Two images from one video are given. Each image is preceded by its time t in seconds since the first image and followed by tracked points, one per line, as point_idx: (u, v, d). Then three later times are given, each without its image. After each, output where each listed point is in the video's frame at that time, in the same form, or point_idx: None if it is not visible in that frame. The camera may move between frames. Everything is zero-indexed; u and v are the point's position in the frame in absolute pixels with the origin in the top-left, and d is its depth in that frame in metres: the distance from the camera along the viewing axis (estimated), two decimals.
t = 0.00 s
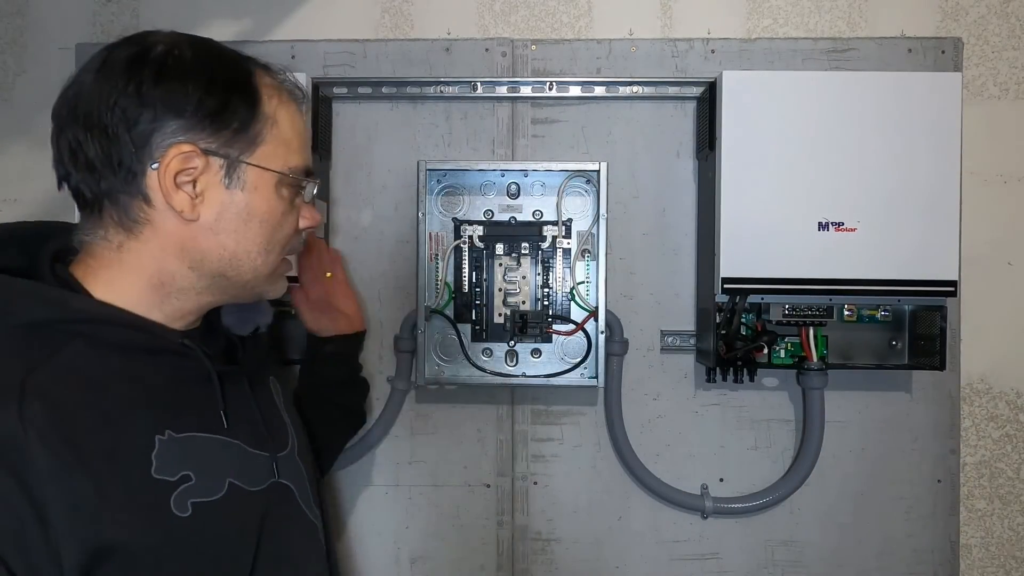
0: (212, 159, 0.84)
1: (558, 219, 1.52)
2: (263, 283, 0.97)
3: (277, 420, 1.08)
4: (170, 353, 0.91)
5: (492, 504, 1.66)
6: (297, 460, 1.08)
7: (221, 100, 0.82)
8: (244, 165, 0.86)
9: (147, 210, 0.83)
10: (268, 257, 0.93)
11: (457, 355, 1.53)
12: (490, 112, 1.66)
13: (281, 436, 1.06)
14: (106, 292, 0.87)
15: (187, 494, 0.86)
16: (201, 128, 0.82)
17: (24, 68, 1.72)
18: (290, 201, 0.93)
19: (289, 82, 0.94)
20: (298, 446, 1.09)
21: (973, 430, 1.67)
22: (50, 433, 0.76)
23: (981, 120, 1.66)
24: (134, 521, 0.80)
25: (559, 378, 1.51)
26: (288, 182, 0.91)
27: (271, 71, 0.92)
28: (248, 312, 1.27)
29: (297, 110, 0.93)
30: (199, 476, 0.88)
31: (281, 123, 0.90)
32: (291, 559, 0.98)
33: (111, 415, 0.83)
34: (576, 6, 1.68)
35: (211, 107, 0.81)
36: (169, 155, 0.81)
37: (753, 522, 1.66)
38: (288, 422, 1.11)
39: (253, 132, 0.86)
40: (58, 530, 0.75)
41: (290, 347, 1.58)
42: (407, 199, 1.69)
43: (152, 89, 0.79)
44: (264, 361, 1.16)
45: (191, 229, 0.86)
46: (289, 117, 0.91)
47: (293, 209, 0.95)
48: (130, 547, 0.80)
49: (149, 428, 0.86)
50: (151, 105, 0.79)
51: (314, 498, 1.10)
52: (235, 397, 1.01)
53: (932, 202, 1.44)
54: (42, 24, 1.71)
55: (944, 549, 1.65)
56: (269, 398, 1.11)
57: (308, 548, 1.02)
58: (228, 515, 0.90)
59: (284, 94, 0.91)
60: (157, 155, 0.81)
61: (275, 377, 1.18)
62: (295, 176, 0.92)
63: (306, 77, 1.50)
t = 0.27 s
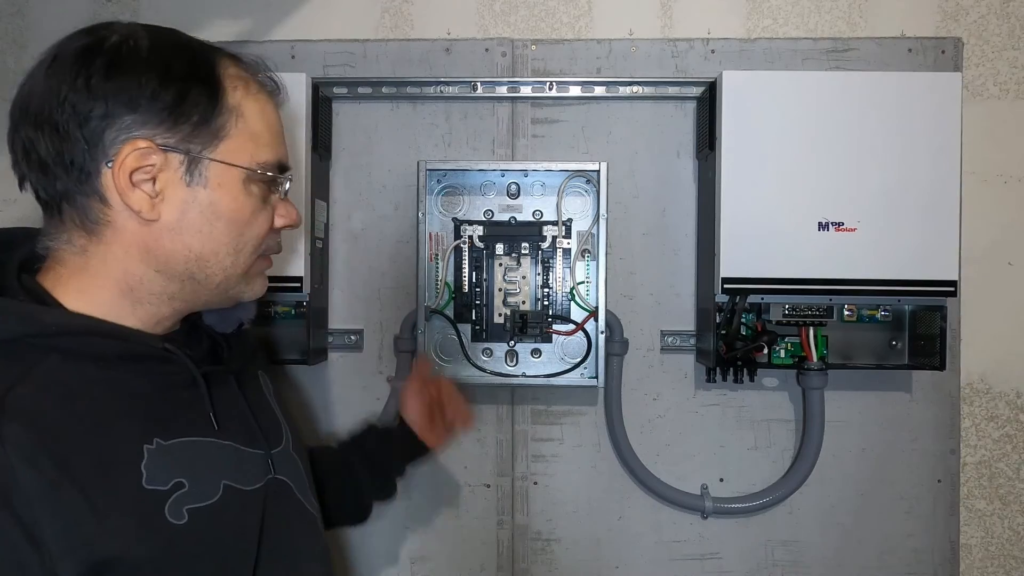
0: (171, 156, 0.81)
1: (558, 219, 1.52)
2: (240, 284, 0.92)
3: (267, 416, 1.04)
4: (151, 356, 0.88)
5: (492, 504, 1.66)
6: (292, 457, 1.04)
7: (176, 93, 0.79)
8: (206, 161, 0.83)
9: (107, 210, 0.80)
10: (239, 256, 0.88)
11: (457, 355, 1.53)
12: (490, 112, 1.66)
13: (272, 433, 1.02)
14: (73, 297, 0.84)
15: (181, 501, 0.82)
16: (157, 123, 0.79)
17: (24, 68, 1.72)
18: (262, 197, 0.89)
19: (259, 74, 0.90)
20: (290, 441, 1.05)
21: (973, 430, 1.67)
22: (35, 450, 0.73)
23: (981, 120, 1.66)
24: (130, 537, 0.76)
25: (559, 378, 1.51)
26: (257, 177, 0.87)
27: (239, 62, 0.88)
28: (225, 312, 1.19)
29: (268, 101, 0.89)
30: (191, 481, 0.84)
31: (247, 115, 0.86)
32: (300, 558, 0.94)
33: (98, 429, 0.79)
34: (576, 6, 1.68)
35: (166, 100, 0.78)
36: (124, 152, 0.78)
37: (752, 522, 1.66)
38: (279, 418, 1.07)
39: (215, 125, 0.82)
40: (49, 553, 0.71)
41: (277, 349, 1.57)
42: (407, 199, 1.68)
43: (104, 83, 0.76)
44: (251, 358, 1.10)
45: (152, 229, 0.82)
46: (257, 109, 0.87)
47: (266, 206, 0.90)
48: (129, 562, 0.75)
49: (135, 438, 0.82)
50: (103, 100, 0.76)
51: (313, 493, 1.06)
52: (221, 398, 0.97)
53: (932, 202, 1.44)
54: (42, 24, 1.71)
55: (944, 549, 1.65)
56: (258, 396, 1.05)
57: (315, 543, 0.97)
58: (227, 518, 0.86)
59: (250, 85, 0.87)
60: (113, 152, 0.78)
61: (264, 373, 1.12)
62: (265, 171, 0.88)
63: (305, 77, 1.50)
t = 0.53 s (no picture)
0: (158, 161, 0.81)
1: (558, 219, 1.52)
2: (244, 287, 0.90)
3: (289, 413, 1.00)
4: (154, 362, 0.87)
5: (493, 505, 1.66)
6: (313, 459, 0.99)
7: (159, 97, 0.79)
8: (193, 164, 0.82)
9: (102, 219, 0.81)
10: (235, 259, 0.86)
11: (457, 355, 1.53)
12: (490, 112, 1.66)
13: (292, 432, 0.98)
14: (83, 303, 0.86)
15: (176, 506, 0.81)
16: (144, 129, 0.79)
17: (24, 68, 1.72)
18: (257, 198, 0.87)
19: (252, 73, 0.89)
20: (314, 438, 1.01)
21: (973, 430, 1.67)
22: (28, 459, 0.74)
23: (981, 120, 1.66)
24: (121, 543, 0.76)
25: (559, 378, 1.51)
26: (249, 177, 0.85)
27: (233, 64, 0.88)
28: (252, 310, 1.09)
29: (262, 98, 0.87)
30: (190, 486, 0.83)
31: (236, 114, 0.85)
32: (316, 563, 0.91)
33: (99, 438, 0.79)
34: (576, 6, 1.68)
35: (149, 104, 0.79)
36: (113, 160, 0.79)
37: (752, 522, 1.66)
38: (305, 416, 1.02)
39: (200, 126, 0.82)
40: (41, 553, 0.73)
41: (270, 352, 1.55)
42: (407, 199, 1.68)
43: (91, 93, 0.77)
44: (278, 354, 1.06)
45: (145, 235, 0.82)
46: (247, 108, 0.85)
47: (264, 207, 0.88)
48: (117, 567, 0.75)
49: (134, 445, 0.81)
50: (91, 109, 0.77)
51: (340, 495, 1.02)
52: (234, 401, 0.94)
53: (933, 202, 1.44)
54: (42, 25, 1.71)
55: (944, 549, 1.65)
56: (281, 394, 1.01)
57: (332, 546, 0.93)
58: (226, 524, 0.84)
59: (240, 84, 0.86)
60: (104, 160, 0.79)
61: (296, 366, 1.08)
62: (257, 171, 0.86)
63: (305, 76, 1.50)
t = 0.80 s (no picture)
0: (216, 179, 0.86)
1: (558, 219, 1.52)
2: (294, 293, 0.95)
3: (333, 406, 0.99)
4: (209, 360, 0.89)
5: (493, 504, 1.66)
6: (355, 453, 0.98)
7: (217, 121, 0.84)
8: (247, 182, 0.87)
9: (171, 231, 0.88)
10: (285, 270, 0.91)
11: (457, 356, 1.53)
12: (490, 112, 1.66)
13: (336, 425, 0.98)
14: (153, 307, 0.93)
15: (226, 487, 0.83)
16: (205, 151, 0.85)
17: (24, 68, 1.71)
18: (304, 212, 0.91)
19: (299, 97, 0.93)
20: (357, 433, 1.00)
21: (973, 430, 1.67)
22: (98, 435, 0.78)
23: (981, 120, 1.66)
24: (179, 518, 0.79)
25: (559, 378, 1.51)
26: (295, 194, 0.89)
27: (282, 89, 0.92)
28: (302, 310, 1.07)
29: (308, 121, 0.91)
30: (239, 470, 0.85)
31: (284, 136, 0.88)
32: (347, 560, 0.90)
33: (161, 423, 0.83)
34: (576, 6, 1.68)
35: (208, 128, 0.84)
36: (178, 179, 0.85)
37: (753, 522, 1.66)
38: (348, 412, 1.02)
39: (252, 148, 0.86)
40: (100, 524, 0.75)
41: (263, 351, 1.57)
42: (407, 199, 1.68)
43: (159, 118, 0.83)
44: (325, 352, 1.07)
45: (207, 246, 0.88)
46: (294, 130, 0.89)
47: (310, 219, 0.92)
48: (171, 541, 0.79)
49: (191, 431, 0.84)
50: (159, 134, 0.83)
51: (380, 492, 1.00)
52: (284, 394, 0.94)
53: (932, 202, 1.44)
54: (42, 25, 1.71)
55: (944, 549, 1.65)
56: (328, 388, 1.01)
57: (364, 544, 0.93)
58: (271, 509, 0.85)
59: (288, 109, 0.90)
60: (171, 179, 0.85)
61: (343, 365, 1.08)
62: (303, 188, 0.89)
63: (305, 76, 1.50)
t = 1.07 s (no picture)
0: (308, 200, 0.93)
1: (558, 219, 1.52)
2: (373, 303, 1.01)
3: (401, 391, 1.06)
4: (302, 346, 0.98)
5: (492, 504, 1.66)
6: (418, 440, 1.04)
7: (313, 151, 0.92)
8: (333, 203, 0.93)
9: (272, 244, 0.97)
10: (366, 282, 0.97)
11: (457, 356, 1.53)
12: (490, 112, 1.66)
13: (402, 409, 1.04)
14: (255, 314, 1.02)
15: (302, 455, 0.92)
16: (301, 178, 0.92)
17: (24, 68, 1.71)
18: (384, 230, 0.96)
19: (382, 127, 0.99)
20: (420, 419, 1.07)
21: (973, 430, 1.67)
22: (207, 403, 0.90)
23: (981, 120, 1.66)
24: (266, 477, 0.89)
25: (559, 378, 1.51)
26: (373, 213, 0.95)
27: (368, 120, 0.98)
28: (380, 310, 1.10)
29: (388, 149, 0.96)
30: (315, 441, 0.94)
31: (367, 162, 0.94)
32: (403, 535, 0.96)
33: (258, 396, 0.93)
34: (576, 6, 1.68)
35: (305, 157, 0.91)
36: (279, 201, 0.93)
37: (753, 522, 1.66)
38: (415, 400, 1.08)
39: (340, 174, 0.93)
40: (206, 474, 0.87)
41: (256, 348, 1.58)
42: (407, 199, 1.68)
43: (268, 149, 0.92)
44: (405, 346, 1.13)
45: (300, 258, 0.96)
46: (376, 157, 0.95)
47: (386, 233, 0.97)
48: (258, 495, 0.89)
49: (280, 405, 0.94)
50: (266, 162, 0.92)
51: (441, 475, 1.06)
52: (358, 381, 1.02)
53: (932, 202, 1.44)
54: (42, 25, 1.71)
55: (944, 548, 1.65)
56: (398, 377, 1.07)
57: (422, 522, 0.99)
58: (341, 479, 0.94)
59: (368, 140, 0.95)
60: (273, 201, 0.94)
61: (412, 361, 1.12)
62: (382, 209, 0.95)
63: (305, 77, 1.50)
